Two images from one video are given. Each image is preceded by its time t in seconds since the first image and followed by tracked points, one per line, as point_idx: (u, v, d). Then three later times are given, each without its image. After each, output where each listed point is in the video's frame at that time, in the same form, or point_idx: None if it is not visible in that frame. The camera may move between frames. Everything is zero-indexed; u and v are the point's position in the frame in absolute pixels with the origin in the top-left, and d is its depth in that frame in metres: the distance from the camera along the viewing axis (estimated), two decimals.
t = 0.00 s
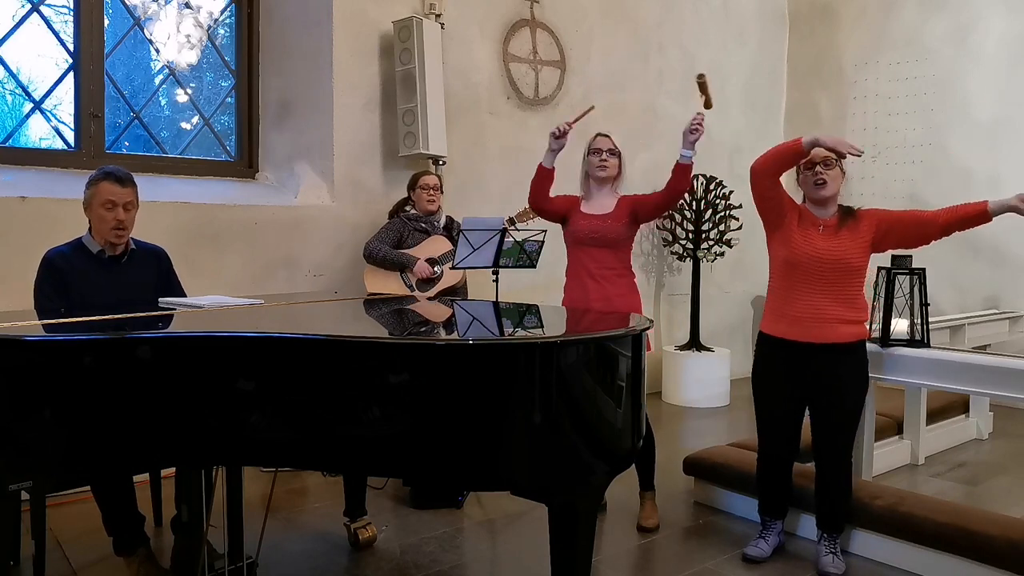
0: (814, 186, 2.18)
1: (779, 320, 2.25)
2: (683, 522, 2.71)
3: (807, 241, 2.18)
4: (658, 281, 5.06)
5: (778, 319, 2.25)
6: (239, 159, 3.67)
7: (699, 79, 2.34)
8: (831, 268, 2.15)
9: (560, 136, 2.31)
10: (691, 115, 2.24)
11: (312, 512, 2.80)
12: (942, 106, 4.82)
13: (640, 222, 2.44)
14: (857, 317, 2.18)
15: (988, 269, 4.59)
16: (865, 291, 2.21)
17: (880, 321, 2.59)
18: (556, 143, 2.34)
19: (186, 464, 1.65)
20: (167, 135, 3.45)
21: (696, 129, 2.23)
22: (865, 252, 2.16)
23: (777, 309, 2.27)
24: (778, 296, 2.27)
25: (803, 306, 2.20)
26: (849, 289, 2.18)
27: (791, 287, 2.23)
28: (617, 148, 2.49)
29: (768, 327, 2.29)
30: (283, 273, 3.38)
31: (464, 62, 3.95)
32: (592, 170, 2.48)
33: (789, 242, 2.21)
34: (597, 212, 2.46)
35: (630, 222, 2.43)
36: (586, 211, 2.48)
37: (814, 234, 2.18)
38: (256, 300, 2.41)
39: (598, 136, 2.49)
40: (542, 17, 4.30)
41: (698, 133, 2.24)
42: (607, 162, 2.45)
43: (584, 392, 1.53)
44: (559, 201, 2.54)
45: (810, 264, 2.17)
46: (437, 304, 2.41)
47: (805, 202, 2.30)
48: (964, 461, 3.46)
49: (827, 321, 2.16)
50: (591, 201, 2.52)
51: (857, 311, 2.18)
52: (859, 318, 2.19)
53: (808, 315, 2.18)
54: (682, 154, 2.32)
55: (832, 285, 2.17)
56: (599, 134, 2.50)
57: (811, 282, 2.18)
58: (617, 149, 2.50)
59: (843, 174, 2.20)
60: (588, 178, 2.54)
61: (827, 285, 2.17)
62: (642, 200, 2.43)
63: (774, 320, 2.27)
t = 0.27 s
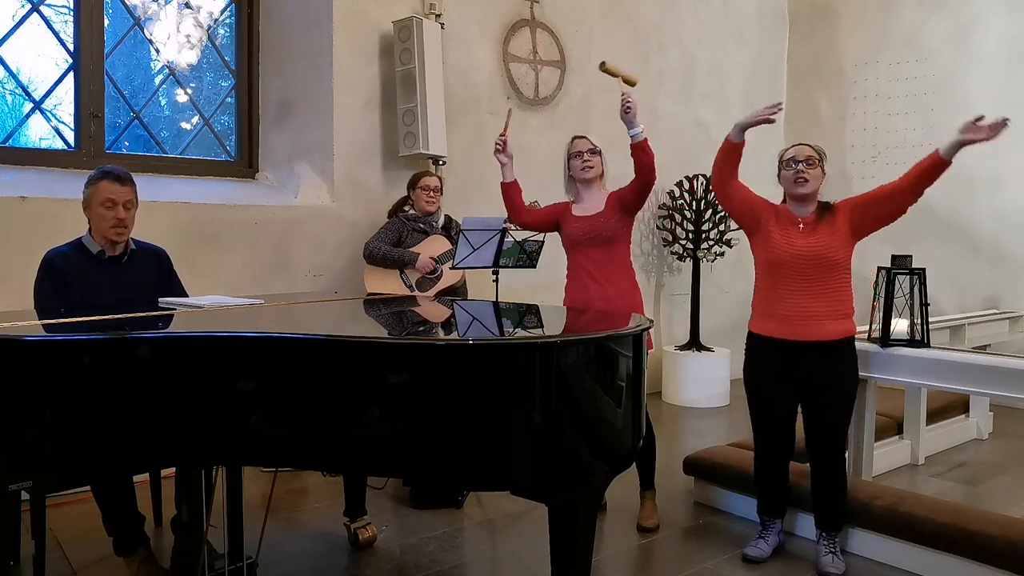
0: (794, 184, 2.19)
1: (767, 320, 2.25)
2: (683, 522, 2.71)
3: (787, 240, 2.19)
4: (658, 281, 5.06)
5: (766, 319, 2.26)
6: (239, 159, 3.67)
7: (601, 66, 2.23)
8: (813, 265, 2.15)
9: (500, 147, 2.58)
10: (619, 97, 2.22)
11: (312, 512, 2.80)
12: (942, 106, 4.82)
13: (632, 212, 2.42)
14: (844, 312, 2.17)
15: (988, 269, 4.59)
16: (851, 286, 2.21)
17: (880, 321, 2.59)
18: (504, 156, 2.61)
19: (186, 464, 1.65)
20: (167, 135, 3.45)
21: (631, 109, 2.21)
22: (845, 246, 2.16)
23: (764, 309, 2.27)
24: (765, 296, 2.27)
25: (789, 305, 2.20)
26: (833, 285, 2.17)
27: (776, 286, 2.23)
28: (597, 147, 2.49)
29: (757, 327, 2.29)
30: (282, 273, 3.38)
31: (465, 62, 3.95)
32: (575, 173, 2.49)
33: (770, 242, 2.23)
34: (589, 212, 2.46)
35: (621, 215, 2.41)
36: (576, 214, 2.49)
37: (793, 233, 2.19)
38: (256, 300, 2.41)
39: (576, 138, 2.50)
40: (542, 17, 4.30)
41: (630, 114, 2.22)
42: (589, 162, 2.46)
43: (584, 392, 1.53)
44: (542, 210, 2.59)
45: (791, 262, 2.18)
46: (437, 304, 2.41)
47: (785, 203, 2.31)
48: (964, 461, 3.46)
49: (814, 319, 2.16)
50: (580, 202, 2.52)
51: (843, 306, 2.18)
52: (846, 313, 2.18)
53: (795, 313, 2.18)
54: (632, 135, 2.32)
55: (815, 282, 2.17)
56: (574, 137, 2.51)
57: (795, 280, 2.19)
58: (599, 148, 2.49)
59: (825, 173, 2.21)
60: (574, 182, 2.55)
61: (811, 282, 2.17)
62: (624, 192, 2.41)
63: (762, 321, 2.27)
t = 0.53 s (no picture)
0: (779, 184, 2.18)
1: (760, 320, 2.26)
2: (683, 522, 2.71)
3: (772, 241, 2.19)
4: (658, 281, 5.06)
5: (760, 319, 2.26)
6: (239, 159, 3.67)
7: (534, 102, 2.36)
8: (800, 265, 2.15)
9: (470, 179, 2.58)
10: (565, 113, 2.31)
11: (312, 512, 2.80)
12: (942, 106, 4.82)
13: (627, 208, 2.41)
14: (835, 308, 2.17)
15: (988, 269, 4.59)
16: (840, 281, 2.20)
17: (880, 321, 2.60)
18: (478, 185, 2.59)
19: (186, 464, 1.65)
20: (167, 135, 3.45)
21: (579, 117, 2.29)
22: (830, 242, 2.15)
23: (757, 310, 2.27)
24: (756, 297, 2.28)
25: (780, 305, 2.20)
26: (822, 283, 2.17)
27: (767, 287, 2.24)
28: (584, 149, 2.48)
29: (751, 328, 2.30)
30: (282, 273, 3.38)
31: (465, 62, 3.95)
32: (566, 178, 2.47)
33: (756, 245, 2.23)
34: (583, 215, 2.46)
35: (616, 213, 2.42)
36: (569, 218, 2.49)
37: (777, 234, 2.20)
38: (256, 300, 2.41)
39: (562, 143, 2.49)
40: (542, 17, 4.30)
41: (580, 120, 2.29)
42: (578, 163, 2.45)
43: (584, 392, 1.53)
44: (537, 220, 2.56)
45: (778, 263, 2.18)
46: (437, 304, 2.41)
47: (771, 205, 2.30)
48: (964, 461, 3.46)
49: (805, 317, 2.16)
50: (576, 207, 2.51)
51: (834, 302, 2.17)
52: (838, 309, 2.17)
53: (787, 313, 2.19)
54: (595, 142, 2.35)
55: (806, 281, 2.17)
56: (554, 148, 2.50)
57: (784, 280, 2.19)
58: (586, 150, 2.49)
59: (810, 174, 2.20)
60: (566, 187, 2.53)
61: (799, 281, 2.17)
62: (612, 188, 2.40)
63: (756, 321, 2.27)
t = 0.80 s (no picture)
0: (773, 184, 2.17)
1: (759, 320, 2.26)
2: (683, 522, 2.70)
3: (768, 243, 2.19)
4: (658, 281, 5.06)
5: (758, 319, 2.26)
6: (239, 159, 3.67)
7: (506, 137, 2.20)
8: (796, 266, 2.15)
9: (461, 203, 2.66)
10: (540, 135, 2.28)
11: (312, 512, 2.80)
12: (942, 106, 4.82)
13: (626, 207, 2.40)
14: (833, 307, 2.16)
15: (988, 269, 4.60)
16: (838, 280, 2.19)
17: (880, 321, 2.60)
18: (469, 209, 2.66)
19: (186, 464, 1.65)
20: (167, 135, 3.45)
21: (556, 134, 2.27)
22: (825, 241, 2.14)
23: (756, 310, 2.27)
24: (754, 297, 2.27)
25: (778, 305, 2.20)
26: (819, 282, 2.16)
27: (764, 287, 2.23)
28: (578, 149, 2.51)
29: (750, 328, 2.30)
30: (282, 273, 3.38)
31: (465, 62, 3.95)
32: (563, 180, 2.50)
33: (752, 247, 2.23)
34: (581, 217, 2.47)
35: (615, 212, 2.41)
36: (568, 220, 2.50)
37: (772, 236, 2.19)
38: (256, 300, 2.41)
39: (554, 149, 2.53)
40: (542, 17, 4.30)
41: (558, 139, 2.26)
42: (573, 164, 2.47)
43: (584, 392, 1.53)
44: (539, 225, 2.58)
45: (774, 265, 2.18)
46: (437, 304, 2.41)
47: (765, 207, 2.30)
48: (964, 461, 3.46)
49: (803, 317, 2.16)
50: (575, 209, 2.52)
51: (832, 301, 2.17)
52: (836, 308, 2.17)
53: (784, 313, 2.19)
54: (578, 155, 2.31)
55: (803, 281, 2.16)
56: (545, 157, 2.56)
57: (781, 281, 2.19)
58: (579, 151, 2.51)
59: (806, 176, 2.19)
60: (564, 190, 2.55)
61: (796, 281, 2.17)
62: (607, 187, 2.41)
63: (755, 321, 2.27)
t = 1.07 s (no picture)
0: (781, 187, 2.17)
1: (763, 321, 2.26)
2: (683, 522, 2.71)
3: (775, 245, 2.19)
4: (658, 281, 5.07)
5: (763, 321, 2.26)
6: (239, 159, 3.67)
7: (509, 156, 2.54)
8: (803, 267, 2.15)
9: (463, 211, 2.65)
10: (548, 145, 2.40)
11: (312, 511, 2.80)
12: (942, 106, 4.83)
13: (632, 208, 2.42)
14: (838, 309, 2.16)
15: (988, 269, 4.60)
16: (843, 281, 2.20)
17: (880, 321, 2.60)
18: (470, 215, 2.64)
19: (186, 464, 1.66)
20: (167, 135, 3.45)
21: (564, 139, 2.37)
22: (831, 244, 2.15)
23: (761, 311, 2.27)
24: (759, 298, 2.27)
25: (783, 307, 2.20)
26: (825, 284, 2.17)
27: (770, 288, 2.23)
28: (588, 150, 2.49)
29: (754, 329, 2.30)
30: (282, 273, 3.38)
31: (465, 62, 3.95)
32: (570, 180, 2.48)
33: (759, 248, 2.22)
34: (587, 218, 2.46)
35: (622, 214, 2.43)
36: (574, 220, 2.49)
37: (779, 237, 2.19)
38: (256, 300, 2.41)
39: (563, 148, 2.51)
40: (542, 17, 4.30)
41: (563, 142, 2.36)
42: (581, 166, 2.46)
43: (584, 392, 1.53)
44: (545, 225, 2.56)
45: (781, 266, 2.17)
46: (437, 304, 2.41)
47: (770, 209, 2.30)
48: (963, 461, 3.46)
49: (809, 318, 2.16)
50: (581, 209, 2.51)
51: (837, 302, 2.17)
52: (841, 310, 2.17)
53: (790, 314, 2.19)
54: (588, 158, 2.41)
55: (809, 282, 2.16)
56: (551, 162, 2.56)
57: (788, 282, 2.19)
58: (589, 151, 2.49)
59: (812, 179, 2.19)
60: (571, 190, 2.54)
61: (802, 283, 2.17)
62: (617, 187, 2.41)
63: (760, 322, 2.27)
